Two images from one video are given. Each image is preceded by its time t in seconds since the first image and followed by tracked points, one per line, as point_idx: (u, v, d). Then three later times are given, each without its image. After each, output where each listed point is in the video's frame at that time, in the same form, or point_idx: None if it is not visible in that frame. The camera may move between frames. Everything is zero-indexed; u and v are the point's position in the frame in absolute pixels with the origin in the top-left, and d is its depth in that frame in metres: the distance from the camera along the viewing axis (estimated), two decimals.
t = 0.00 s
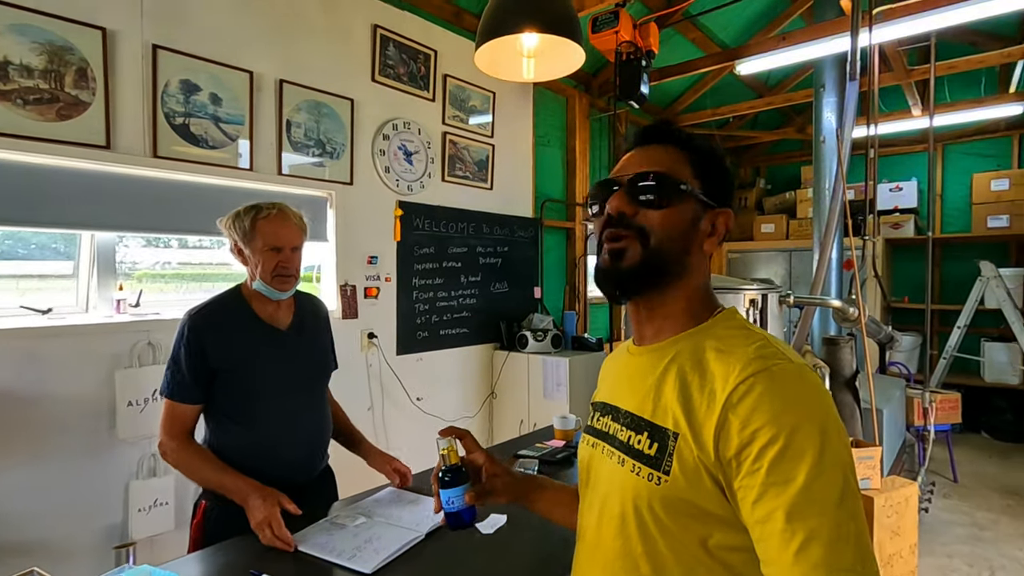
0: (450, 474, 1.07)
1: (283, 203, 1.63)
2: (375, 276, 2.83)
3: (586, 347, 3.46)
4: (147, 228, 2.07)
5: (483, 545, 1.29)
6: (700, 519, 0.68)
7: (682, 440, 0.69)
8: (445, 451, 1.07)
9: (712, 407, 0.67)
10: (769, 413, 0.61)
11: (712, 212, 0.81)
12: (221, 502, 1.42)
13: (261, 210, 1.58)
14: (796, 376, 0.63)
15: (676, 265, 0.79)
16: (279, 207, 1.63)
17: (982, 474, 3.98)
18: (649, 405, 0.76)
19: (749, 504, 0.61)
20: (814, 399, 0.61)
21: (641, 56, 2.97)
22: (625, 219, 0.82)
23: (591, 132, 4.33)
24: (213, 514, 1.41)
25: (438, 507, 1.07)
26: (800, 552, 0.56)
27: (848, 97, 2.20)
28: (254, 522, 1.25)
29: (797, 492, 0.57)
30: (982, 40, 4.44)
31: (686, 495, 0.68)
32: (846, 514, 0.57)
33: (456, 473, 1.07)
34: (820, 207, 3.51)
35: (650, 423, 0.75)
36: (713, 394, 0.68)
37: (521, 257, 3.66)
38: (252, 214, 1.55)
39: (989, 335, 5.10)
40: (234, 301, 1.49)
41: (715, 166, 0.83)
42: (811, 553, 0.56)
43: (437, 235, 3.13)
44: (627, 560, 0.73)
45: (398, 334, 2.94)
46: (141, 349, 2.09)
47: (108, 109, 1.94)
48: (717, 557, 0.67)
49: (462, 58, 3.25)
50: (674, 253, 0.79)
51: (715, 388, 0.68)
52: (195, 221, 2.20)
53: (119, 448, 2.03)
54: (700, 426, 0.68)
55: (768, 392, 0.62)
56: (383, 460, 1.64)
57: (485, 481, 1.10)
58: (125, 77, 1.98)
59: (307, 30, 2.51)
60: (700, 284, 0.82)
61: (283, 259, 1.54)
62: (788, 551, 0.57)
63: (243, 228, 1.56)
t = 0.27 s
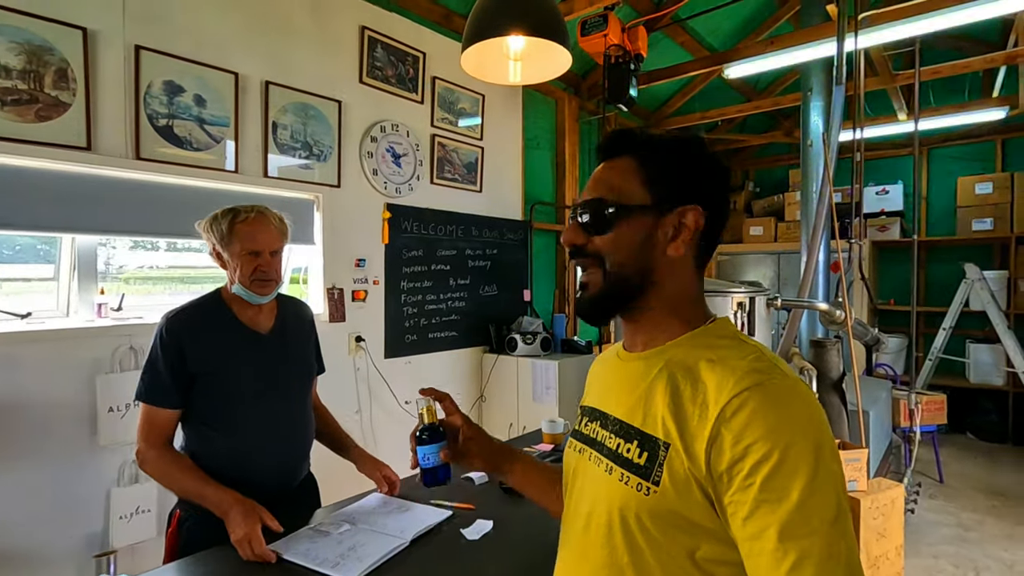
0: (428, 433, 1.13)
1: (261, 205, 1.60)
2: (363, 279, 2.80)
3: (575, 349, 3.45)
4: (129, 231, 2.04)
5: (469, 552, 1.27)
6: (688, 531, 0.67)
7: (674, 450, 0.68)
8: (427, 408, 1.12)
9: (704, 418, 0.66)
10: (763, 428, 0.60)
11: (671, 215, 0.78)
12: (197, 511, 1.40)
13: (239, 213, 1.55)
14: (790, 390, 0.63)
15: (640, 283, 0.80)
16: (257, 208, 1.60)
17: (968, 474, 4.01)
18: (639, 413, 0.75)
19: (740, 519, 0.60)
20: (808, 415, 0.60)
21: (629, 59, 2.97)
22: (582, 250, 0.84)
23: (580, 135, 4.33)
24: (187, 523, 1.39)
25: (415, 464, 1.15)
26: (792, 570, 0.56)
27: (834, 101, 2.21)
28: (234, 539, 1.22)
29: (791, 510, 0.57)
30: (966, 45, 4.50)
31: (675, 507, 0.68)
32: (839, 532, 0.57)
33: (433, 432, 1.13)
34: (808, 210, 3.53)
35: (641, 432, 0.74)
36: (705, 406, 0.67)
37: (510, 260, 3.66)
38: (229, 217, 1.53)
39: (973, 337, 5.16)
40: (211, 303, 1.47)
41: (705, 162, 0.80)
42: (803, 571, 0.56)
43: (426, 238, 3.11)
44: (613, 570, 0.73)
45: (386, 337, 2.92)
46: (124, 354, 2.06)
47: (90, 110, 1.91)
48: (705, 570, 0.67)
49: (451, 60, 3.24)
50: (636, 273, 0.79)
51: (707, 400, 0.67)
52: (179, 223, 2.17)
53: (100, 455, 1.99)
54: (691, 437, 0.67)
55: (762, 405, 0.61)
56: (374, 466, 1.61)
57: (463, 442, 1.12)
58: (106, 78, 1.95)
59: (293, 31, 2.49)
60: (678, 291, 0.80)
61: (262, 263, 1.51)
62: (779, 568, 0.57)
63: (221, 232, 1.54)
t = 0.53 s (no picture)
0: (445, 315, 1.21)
1: (248, 197, 1.59)
2: (353, 275, 2.79)
3: (566, 346, 3.46)
4: (115, 225, 2.01)
5: (460, 543, 1.27)
6: (678, 518, 0.68)
7: (665, 437, 0.68)
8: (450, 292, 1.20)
9: (695, 406, 0.66)
10: (755, 421, 0.60)
11: (603, 202, 0.80)
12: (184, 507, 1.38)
13: (225, 205, 1.54)
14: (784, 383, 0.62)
15: (597, 275, 0.84)
16: (244, 199, 1.59)
17: (953, 469, 4.07)
18: (632, 398, 0.75)
19: (730, 511, 0.60)
20: (802, 409, 0.60)
21: (619, 57, 2.98)
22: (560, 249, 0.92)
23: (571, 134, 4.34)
24: (175, 519, 1.37)
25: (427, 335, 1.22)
26: (781, 564, 0.56)
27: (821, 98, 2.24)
28: (210, 536, 1.20)
29: (782, 505, 0.57)
30: (949, 47, 4.57)
31: (665, 493, 0.68)
32: (829, 527, 0.57)
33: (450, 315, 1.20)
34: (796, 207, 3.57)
35: (633, 417, 0.74)
36: (697, 394, 0.67)
37: (501, 257, 3.66)
38: (216, 209, 1.52)
39: (958, 334, 5.24)
40: (199, 296, 1.46)
41: (682, 144, 0.77)
42: (792, 566, 0.56)
43: (416, 235, 3.11)
44: (601, 552, 0.73)
45: (377, 334, 2.91)
46: (109, 349, 2.03)
47: (75, 102, 1.89)
48: (694, 555, 0.67)
49: (441, 57, 3.24)
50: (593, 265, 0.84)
51: (698, 388, 0.66)
52: (166, 217, 2.15)
53: (85, 451, 1.97)
54: (682, 425, 0.67)
55: (755, 397, 0.61)
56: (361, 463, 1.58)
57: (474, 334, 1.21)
58: (92, 69, 1.93)
59: (282, 25, 2.47)
60: (639, 278, 0.80)
61: (250, 255, 1.50)
62: (768, 562, 0.57)
63: (207, 224, 1.52)
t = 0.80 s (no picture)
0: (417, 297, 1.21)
1: (241, 193, 1.60)
2: (346, 276, 2.80)
3: (559, 346, 3.48)
4: (108, 225, 2.01)
5: (454, 539, 1.28)
6: (668, 506, 0.69)
7: (654, 427, 0.70)
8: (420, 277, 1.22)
9: (682, 395, 0.68)
10: (738, 407, 0.62)
11: (611, 186, 0.81)
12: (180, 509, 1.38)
13: (218, 203, 1.54)
14: (767, 369, 0.64)
15: (592, 260, 0.85)
16: (237, 196, 1.59)
17: (940, 467, 4.12)
18: (622, 391, 0.77)
19: (716, 494, 0.62)
20: (783, 394, 0.62)
21: (611, 59, 3.01)
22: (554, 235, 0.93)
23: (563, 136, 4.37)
24: (172, 520, 1.38)
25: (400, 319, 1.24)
26: (765, 544, 0.58)
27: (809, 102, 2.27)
28: (189, 533, 1.20)
29: (763, 486, 0.59)
30: (935, 51, 4.64)
31: (655, 482, 0.70)
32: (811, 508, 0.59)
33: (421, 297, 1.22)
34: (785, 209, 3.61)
35: (624, 409, 0.76)
36: (684, 383, 0.69)
37: (494, 258, 3.67)
38: (210, 207, 1.52)
39: (944, 334, 5.31)
40: (197, 295, 1.47)
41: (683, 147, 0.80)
42: (775, 546, 0.58)
43: (410, 236, 3.12)
44: (594, 542, 0.75)
45: (370, 334, 2.92)
46: (102, 349, 2.03)
47: (68, 103, 1.89)
48: (684, 542, 0.69)
49: (434, 59, 3.25)
50: (588, 250, 0.85)
51: (686, 378, 0.69)
52: (160, 218, 2.15)
53: (77, 452, 1.96)
54: (670, 414, 0.70)
55: (739, 384, 0.63)
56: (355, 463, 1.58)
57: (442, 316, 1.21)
58: (85, 70, 1.93)
59: (276, 27, 2.48)
60: (636, 267, 0.82)
61: (246, 251, 1.51)
62: (752, 542, 0.59)
63: (203, 223, 1.52)
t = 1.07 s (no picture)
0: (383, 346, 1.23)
1: (239, 198, 1.58)
2: (343, 280, 2.78)
3: (557, 350, 3.47)
4: (103, 229, 2.00)
5: (452, 548, 1.27)
6: (676, 518, 0.68)
7: (660, 438, 0.69)
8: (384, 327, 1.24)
9: (689, 405, 0.67)
10: (747, 416, 0.61)
11: (616, 196, 0.80)
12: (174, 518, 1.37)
13: (217, 208, 1.53)
14: (774, 378, 0.63)
15: (594, 267, 0.84)
16: (235, 200, 1.58)
17: (939, 470, 4.12)
18: (626, 401, 0.76)
19: (725, 506, 0.61)
20: (792, 402, 0.61)
21: (609, 63, 3.01)
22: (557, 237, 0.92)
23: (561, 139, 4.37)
24: (165, 529, 1.36)
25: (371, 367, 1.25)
26: (776, 557, 0.57)
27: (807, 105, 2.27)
28: (181, 541, 1.20)
29: (774, 497, 0.58)
30: (931, 55, 4.66)
31: (662, 494, 0.68)
32: (822, 518, 0.57)
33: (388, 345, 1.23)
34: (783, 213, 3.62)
35: (628, 420, 0.75)
36: (690, 393, 0.68)
37: (492, 262, 3.66)
38: (208, 212, 1.51)
39: (941, 337, 5.32)
40: (195, 301, 1.46)
41: (688, 153, 0.79)
42: (787, 558, 0.57)
43: (407, 239, 3.11)
44: (600, 556, 0.74)
45: (367, 338, 2.90)
46: (96, 355, 2.01)
47: (62, 106, 1.87)
48: (692, 555, 0.68)
49: (431, 62, 3.25)
50: (590, 257, 0.84)
51: (692, 388, 0.68)
52: (155, 222, 2.14)
53: (71, 459, 1.94)
54: (676, 424, 0.68)
55: (746, 393, 0.62)
56: (356, 472, 1.56)
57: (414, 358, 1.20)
58: (80, 73, 1.91)
59: (272, 30, 2.47)
60: (640, 278, 0.81)
61: (243, 256, 1.49)
62: (763, 555, 0.58)
63: (201, 228, 1.51)
